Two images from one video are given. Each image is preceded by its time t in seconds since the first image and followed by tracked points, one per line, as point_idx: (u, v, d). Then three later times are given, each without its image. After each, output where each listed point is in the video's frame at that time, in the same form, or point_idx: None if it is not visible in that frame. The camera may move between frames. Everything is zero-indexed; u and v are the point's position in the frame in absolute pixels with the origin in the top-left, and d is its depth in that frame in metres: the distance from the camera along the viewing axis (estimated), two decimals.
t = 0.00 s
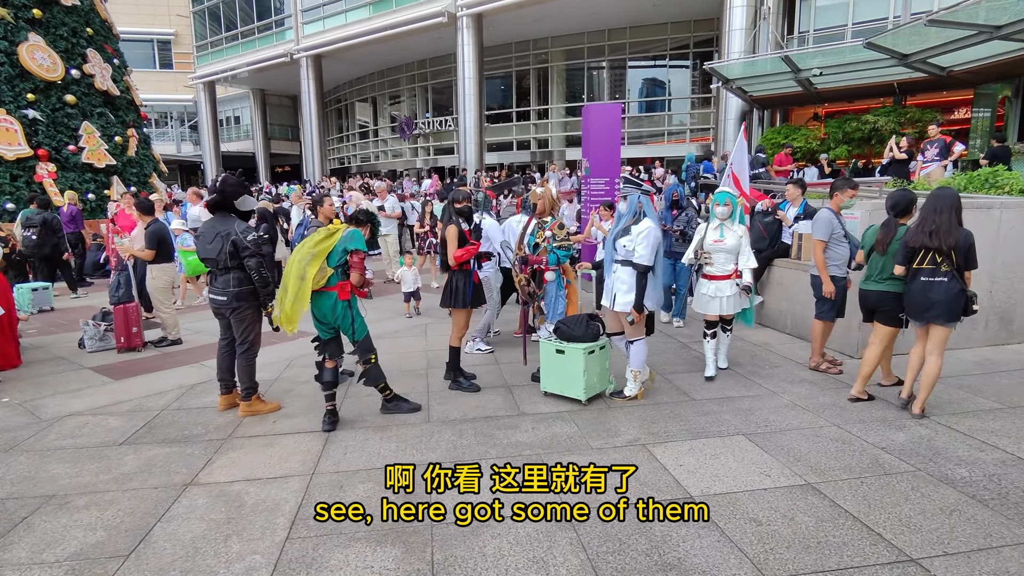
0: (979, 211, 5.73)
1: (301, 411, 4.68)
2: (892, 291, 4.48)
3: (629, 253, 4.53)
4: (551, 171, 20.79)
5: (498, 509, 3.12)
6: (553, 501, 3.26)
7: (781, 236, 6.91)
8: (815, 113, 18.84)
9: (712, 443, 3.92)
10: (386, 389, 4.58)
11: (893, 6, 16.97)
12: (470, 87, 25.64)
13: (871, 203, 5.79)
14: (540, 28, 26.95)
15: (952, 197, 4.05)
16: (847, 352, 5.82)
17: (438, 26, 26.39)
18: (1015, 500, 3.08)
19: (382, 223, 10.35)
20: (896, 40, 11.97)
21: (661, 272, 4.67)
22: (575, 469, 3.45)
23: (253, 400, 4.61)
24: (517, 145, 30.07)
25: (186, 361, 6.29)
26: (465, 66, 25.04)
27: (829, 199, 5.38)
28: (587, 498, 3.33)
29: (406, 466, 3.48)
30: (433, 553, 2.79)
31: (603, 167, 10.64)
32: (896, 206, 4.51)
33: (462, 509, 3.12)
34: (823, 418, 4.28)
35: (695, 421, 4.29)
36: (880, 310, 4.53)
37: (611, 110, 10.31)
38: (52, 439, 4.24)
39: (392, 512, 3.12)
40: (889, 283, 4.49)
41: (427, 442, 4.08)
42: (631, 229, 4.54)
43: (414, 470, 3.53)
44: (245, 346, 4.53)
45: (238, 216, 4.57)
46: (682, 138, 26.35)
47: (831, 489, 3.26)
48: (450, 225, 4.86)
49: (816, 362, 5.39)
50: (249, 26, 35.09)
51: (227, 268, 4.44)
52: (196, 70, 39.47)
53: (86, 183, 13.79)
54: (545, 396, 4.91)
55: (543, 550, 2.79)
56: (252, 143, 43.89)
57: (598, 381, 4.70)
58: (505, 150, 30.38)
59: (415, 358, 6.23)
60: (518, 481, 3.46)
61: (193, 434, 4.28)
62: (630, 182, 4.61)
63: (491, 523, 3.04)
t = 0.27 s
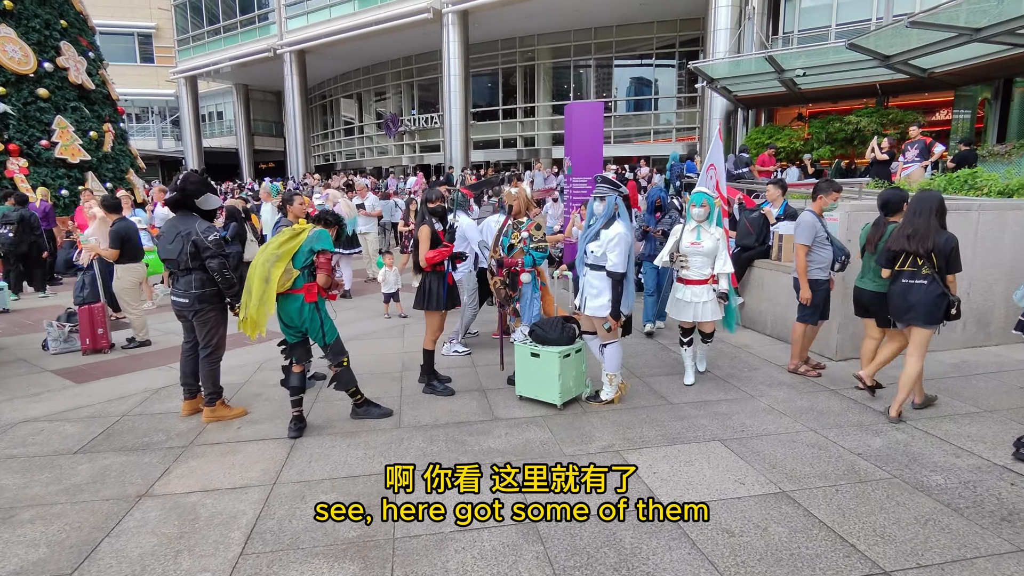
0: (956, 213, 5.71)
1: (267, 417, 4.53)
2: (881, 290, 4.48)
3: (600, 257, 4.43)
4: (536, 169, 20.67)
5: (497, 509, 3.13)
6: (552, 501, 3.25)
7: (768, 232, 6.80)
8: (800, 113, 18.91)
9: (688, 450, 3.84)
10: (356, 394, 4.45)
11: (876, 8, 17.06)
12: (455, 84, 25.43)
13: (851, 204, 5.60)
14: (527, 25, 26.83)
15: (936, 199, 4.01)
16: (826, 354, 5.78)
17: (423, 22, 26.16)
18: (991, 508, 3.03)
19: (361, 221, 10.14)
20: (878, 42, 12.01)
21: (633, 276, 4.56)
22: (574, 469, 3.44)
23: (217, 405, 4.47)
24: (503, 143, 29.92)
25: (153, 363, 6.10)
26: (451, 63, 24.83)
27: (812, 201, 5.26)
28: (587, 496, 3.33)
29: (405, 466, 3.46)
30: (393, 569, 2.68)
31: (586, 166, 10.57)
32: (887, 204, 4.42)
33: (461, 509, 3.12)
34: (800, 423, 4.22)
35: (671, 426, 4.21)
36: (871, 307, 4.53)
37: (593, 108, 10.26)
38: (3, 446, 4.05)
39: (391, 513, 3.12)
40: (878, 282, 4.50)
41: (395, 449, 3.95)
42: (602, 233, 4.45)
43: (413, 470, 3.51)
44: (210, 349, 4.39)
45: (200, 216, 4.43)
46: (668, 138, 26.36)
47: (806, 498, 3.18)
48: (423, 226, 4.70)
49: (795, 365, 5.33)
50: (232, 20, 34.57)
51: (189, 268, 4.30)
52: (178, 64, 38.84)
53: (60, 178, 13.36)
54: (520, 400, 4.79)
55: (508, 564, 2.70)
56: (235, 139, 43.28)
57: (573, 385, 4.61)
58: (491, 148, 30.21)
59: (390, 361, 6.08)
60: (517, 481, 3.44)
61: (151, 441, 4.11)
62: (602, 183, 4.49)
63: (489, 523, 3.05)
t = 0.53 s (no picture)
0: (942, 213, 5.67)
1: (240, 423, 4.38)
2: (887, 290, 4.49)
3: (581, 259, 4.35)
4: (523, 168, 20.55)
5: (498, 509, 3.12)
6: (553, 501, 3.24)
7: (756, 233, 6.73)
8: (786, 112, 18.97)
9: (672, 456, 3.75)
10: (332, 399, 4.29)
11: (862, 8, 17.11)
12: (443, 82, 25.24)
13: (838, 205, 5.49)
14: (515, 23, 26.71)
15: (931, 197, 4.08)
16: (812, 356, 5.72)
17: (410, 19, 25.95)
18: (979, 516, 2.96)
19: (343, 219, 9.96)
20: (864, 42, 12.03)
21: (614, 276, 4.46)
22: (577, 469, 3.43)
23: (187, 410, 4.30)
24: (491, 141, 29.76)
25: (125, 366, 5.92)
26: (438, 61, 24.64)
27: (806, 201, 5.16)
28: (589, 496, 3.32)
29: (405, 466, 3.44)
30: None
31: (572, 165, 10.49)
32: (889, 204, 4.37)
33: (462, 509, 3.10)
34: (786, 427, 4.14)
35: (655, 431, 4.11)
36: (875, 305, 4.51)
37: (580, 106, 10.14)
38: None
39: (392, 512, 3.10)
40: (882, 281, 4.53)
41: (371, 455, 3.82)
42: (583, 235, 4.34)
43: (414, 469, 3.49)
44: (179, 352, 4.23)
45: (169, 214, 4.27)
46: (656, 136, 26.36)
47: (791, 506, 3.10)
48: (402, 224, 4.56)
49: (781, 366, 5.26)
50: (217, 15, 34.10)
51: (157, 270, 4.15)
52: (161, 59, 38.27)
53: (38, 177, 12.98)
54: (502, 403, 4.68)
55: None
56: (220, 136, 42.76)
57: (556, 388, 4.50)
58: (479, 146, 30.05)
59: (370, 363, 5.95)
60: (518, 481, 3.42)
61: (115, 448, 3.95)
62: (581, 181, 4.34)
63: (490, 523, 3.04)
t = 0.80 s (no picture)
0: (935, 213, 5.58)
1: (212, 431, 4.19)
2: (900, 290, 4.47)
3: (565, 265, 4.14)
4: (514, 167, 20.38)
5: (497, 509, 3.09)
6: (553, 501, 3.21)
7: (747, 233, 6.62)
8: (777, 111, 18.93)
9: (662, 464, 3.60)
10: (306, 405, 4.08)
11: (852, 7, 17.08)
12: (432, 80, 25.01)
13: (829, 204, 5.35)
14: (505, 21, 26.53)
15: (934, 194, 4.05)
16: (804, 358, 5.61)
17: (399, 16, 25.71)
18: (979, 528, 2.85)
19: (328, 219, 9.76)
20: (854, 40, 11.97)
21: (601, 281, 4.28)
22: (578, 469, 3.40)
23: (156, 418, 4.11)
24: (481, 139, 29.55)
25: (97, 371, 5.71)
26: (427, 59, 24.39)
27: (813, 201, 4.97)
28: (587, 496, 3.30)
29: (405, 466, 3.41)
30: None
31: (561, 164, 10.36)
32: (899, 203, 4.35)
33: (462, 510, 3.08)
34: (779, 433, 4.02)
35: (644, 438, 3.97)
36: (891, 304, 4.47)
37: (569, 104, 10.00)
38: None
39: (392, 513, 3.08)
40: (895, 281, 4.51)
41: (348, 464, 3.65)
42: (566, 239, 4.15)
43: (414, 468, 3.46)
44: (148, 357, 4.04)
45: (137, 213, 4.09)
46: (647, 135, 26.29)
47: (785, 518, 2.97)
48: (381, 224, 4.38)
49: (772, 369, 5.16)
50: (203, 11, 33.65)
51: (124, 272, 3.96)
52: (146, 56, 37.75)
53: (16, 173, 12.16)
54: (487, 409, 4.52)
55: None
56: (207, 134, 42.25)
57: (542, 392, 4.36)
58: (469, 144, 29.84)
59: (352, 367, 5.76)
60: (518, 481, 3.40)
61: (77, 459, 3.75)
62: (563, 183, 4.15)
63: (490, 524, 3.01)
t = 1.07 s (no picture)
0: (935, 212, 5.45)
1: (187, 442, 4.02)
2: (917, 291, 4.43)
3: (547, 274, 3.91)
4: (509, 166, 20.24)
5: (497, 509, 3.08)
6: (553, 501, 3.20)
7: (743, 233, 6.48)
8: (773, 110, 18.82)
9: (655, 476, 3.46)
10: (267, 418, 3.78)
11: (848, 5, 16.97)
12: (427, 79, 24.83)
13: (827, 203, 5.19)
14: (500, 19, 26.37)
15: (954, 193, 3.89)
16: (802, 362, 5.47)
17: (393, 14, 25.53)
18: (986, 545, 2.71)
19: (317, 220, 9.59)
20: (850, 38, 11.86)
21: (590, 286, 3.88)
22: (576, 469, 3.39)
23: (129, 428, 3.95)
24: (477, 138, 29.36)
25: (74, 377, 5.54)
26: (422, 58, 24.20)
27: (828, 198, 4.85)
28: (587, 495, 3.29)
29: (405, 466, 3.41)
30: None
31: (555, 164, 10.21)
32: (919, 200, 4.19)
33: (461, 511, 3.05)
34: (776, 441, 3.88)
35: (636, 448, 3.82)
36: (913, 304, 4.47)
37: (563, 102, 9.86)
38: None
39: (392, 512, 3.06)
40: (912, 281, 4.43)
41: (326, 477, 3.49)
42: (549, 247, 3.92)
43: (415, 469, 3.45)
44: (120, 365, 3.89)
45: (107, 216, 3.95)
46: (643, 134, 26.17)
47: (781, 535, 2.83)
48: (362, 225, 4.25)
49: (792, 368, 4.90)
50: (196, 10, 33.37)
51: (92, 276, 3.81)
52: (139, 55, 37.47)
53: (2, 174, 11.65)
54: (474, 417, 4.37)
55: None
56: (201, 133, 41.97)
57: (530, 399, 4.20)
58: (465, 144, 29.66)
59: (338, 372, 5.60)
60: (518, 481, 3.38)
61: (42, 473, 3.58)
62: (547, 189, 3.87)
63: (490, 524, 3.00)
